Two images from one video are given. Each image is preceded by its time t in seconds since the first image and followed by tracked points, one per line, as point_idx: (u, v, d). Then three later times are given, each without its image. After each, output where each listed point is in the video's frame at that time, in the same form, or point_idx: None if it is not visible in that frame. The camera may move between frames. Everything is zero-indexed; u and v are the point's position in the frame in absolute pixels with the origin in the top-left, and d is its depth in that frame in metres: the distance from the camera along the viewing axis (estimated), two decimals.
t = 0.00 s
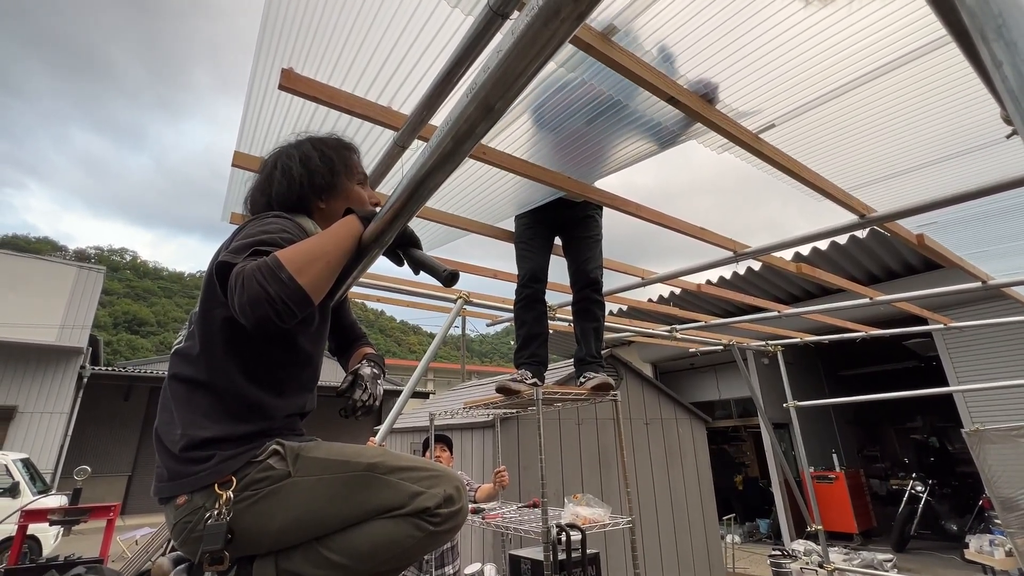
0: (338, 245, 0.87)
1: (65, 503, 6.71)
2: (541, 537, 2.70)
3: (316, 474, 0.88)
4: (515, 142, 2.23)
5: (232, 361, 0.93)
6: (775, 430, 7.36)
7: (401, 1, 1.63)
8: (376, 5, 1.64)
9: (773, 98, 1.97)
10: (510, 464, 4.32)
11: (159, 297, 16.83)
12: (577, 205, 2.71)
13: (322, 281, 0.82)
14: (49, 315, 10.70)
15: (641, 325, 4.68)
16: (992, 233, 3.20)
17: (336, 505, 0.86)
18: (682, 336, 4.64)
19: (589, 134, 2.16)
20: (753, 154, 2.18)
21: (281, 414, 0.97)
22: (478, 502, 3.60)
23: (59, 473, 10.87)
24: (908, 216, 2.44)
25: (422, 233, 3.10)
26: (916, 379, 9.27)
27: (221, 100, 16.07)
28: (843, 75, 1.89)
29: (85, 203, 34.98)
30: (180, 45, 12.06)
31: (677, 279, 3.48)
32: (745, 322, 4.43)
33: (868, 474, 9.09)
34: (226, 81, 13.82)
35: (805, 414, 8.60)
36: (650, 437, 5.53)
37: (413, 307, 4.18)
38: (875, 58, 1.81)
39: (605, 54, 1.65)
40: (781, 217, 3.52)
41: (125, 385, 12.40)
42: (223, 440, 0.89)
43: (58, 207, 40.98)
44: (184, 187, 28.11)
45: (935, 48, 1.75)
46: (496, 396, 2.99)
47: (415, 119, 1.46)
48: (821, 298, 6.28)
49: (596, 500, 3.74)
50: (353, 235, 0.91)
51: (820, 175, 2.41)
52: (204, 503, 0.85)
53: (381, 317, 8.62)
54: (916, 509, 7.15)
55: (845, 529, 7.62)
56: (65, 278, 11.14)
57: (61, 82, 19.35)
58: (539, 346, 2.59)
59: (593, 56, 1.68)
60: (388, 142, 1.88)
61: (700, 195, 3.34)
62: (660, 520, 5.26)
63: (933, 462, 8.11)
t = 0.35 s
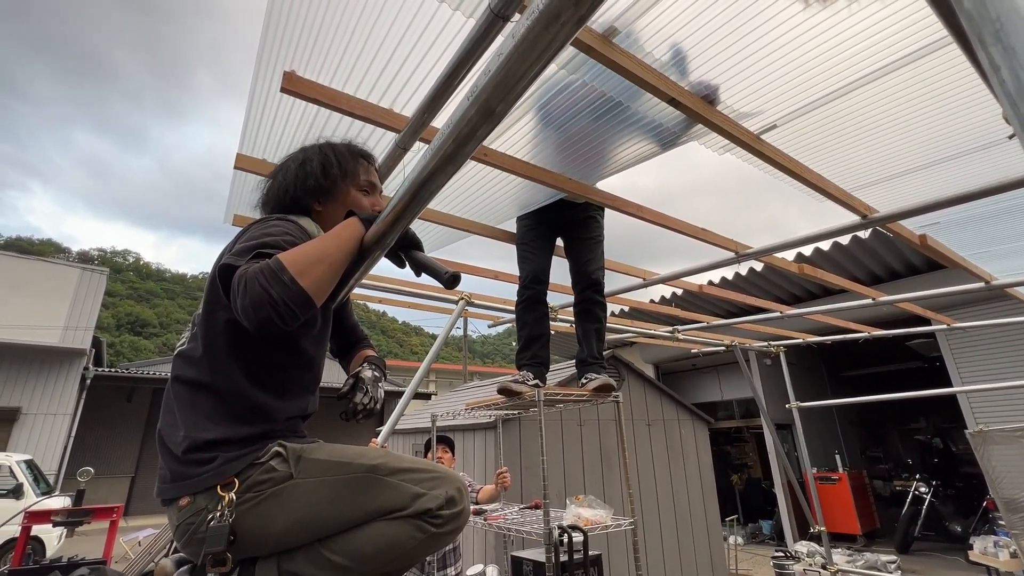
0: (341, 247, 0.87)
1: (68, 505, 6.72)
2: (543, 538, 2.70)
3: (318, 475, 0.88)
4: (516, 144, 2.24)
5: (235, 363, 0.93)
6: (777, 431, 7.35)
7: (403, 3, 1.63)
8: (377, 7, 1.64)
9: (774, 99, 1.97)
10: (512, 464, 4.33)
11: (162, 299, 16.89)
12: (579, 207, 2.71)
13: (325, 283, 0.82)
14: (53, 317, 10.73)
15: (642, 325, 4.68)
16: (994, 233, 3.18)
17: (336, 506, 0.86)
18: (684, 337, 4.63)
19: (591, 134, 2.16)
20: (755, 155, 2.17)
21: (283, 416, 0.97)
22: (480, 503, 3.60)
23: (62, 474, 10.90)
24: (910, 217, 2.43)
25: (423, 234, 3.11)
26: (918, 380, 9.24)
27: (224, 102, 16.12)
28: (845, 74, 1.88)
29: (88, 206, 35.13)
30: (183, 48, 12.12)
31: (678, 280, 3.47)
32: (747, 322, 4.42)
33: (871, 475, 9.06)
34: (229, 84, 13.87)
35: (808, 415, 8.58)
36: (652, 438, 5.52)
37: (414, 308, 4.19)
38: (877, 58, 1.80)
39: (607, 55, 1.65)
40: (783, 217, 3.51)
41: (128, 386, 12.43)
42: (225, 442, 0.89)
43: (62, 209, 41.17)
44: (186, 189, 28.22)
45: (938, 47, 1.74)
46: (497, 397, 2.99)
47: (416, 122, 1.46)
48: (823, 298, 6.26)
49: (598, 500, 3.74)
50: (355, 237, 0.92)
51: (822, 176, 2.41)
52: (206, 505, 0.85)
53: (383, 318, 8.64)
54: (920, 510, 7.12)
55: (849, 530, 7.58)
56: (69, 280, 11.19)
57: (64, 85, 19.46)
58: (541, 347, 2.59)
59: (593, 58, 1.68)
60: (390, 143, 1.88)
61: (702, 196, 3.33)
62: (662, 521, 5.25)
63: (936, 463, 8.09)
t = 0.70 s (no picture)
0: (343, 247, 0.87)
1: (72, 504, 6.75)
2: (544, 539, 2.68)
3: (321, 475, 0.88)
4: (517, 143, 2.24)
5: (238, 363, 0.93)
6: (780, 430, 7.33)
7: (403, 3, 1.63)
8: (378, 8, 1.64)
9: (776, 97, 1.97)
10: (514, 464, 4.33)
11: (164, 299, 16.95)
12: (581, 206, 2.71)
13: (326, 283, 0.82)
14: (57, 318, 10.76)
15: (644, 325, 4.68)
16: (997, 231, 3.17)
17: (340, 506, 0.86)
18: (686, 336, 4.63)
19: (593, 133, 2.16)
20: (757, 154, 2.17)
21: (285, 416, 0.97)
22: (482, 503, 3.60)
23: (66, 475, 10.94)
24: (913, 215, 2.43)
25: (425, 234, 3.11)
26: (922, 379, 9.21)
27: (226, 103, 16.14)
28: (847, 72, 1.88)
29: (91, 207, 35.21)
30: (186, 50, 12.15)
31: (680, 279, 3.47)
32: (749, 322, 4.42)
33: (874, 474, 9.03)
34: (231, 85, 13.88)
35: (810, 414, 8.56)
36: (654, 438, 5.51)
37: (416, 309, 4.19)
38: (879, 56, 1.80)
39: (607, 55, 1.65)
40: (785, 216, 3.50)
41: (131, 387, 12.47)
42: (228, 441, 0.89)
43: (65, 211, 41.31)
44: (188, 190, 28.27)
45: (941, 45, 1.73)
46: (500, 397, 2.99)
47: (417, 122, 1.46)
48: (826, 298, 6.25)
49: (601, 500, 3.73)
50: (357, 237, 0.92)
51: (825, 175, 2.40)
52: (210, 505, 0.86)
53: (385, 319, 8.65)
54: (923, 510, 7.10)
55: (852, 529, 7.57)
56: (72, 281, 11.22)
57: (67, 87, 19.52)
58: (543, 347, 2.59)
59: (595, 57, 1.68)
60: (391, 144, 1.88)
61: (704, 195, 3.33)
62: (664, 521, 5.25)
63: (939, 462, 8.07)
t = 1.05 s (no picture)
0: (345, 248, 0.87)
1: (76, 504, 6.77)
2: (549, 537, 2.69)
3: (325, 474, 0.89)
4: (518, 143, 2.25)
5: (241, 363, 0.94)
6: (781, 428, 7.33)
7: (404, 4, 1.63)
8: (379, 9, 1.65)
9: (777, 96, 1.97)
10: (516, 463, 4.33)
11: (167, 300, 16.98)
12: (582, 205, 2.71)
13: (329, 284, 0.83)
14: (60, 319, 10.78)
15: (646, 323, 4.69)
16: (1000, 229, 3.16)
17: (343, 505, 0.87)
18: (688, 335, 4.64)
19: (594, 132, 2.16)
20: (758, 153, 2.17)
21: (289, 416, 0.98)
22: (484, 502, 3.61)
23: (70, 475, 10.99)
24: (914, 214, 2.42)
25: (427, 234, 3.12)
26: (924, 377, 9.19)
27: (227, 103, 16.15)
28: (849, 71, 1.88)
29: (93, 207, 35.29)
30: (188, 50, 12.15)
31: (681, 278, 3.47)
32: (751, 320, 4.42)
33: (876, 472, 9.03)
34: (232, 85, 13.88)
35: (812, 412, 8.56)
36: (656, 436, 5.52)
37: (418, 308, 4.20)
38: (880, 55, 1.80)
39: (608, 54, 1.66)
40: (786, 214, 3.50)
41: (134, 387, 12.52)
42: (232, 441, 0.90)
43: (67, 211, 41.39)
44: (190, 190, 28.33)
45: (942, 44, 1.73)
46: (502, 396, 2.99)
47: (419, 122, 1.46)
48: (828, 295, 6.25)
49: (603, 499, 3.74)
50: (359, 238, 0.92)
51: (826, 173, 2.40)
52: (214, 504, 0.86)
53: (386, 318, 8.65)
54: (926, 508, 7.09)
55: (854, 527, 7.57)
56: (75, 282, 11.24)
57: (69, 88, 19.55)
58: (544, 347, 2.60)
59: (595, 57, 1.68)
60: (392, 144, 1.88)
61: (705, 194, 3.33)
62: (667, 519, 5.26)
63: (942, 460, 8.25)
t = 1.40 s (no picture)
0: (345, 245, 0.87)
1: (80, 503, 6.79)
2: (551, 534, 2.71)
3: (327, 472, 0.89)
4: (519, 140, 2.24)
5: (243, 362, 0.94)
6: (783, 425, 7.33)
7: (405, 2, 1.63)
8: (380, 7, 1.64)
9: (779, 92, 1.96)
10: (518, 461, 4.33)
11: (169, 299, 17.00)
12: (584, 202, 2.70)
13: (330, 281, 0.83)
14: (62, 319, 10.80)
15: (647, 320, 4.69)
16: (1004, 224, 3.14)
17: (345, 501, 0.87)
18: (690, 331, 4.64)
19: (596, 128, 2.15)
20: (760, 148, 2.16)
21: (291, 413, 0.98)
22: (487, 500, 3.62)
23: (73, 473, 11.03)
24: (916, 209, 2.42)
25: (428, 232, 3.12)
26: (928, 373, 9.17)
27: (228, 102, 16.15)
28: (851, 66, 1.87)
29: (95, 207, 35.36)
30: (188, 49, 12.13)
31: (683, 274, 3.47)
32: (753, 317, 4.41)
33: (879, 469, 9.01)
34: (233, 83, 13.88)
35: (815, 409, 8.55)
36: (658, 433, 5.52)
37: (420, 306, 4.20)
38: (882, 50, 1.79)
39: (609, 50, 1.65)
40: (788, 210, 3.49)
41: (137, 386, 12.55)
42: (234, 439, 0.90)
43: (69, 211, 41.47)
44: (192, 189, 28.36)
45: (944, 38, 1.73)
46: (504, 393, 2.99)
47: (420, 119, 1.46)
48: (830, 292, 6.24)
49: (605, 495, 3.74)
50: (360, 235, 0.92)
51: (829, 169, 2.40)
52: (216, 502, 0.86)
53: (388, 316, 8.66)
54: (929, 504, 7.08)
55: (857, 524, 7.56)
56: (77, 281, 11.26)
57: (70, 88, 19.56)
58: (546, 344, 2.60)
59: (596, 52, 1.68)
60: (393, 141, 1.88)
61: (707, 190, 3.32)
62: (669, 516, 5.26)
63: (945, 457, 8.24)
